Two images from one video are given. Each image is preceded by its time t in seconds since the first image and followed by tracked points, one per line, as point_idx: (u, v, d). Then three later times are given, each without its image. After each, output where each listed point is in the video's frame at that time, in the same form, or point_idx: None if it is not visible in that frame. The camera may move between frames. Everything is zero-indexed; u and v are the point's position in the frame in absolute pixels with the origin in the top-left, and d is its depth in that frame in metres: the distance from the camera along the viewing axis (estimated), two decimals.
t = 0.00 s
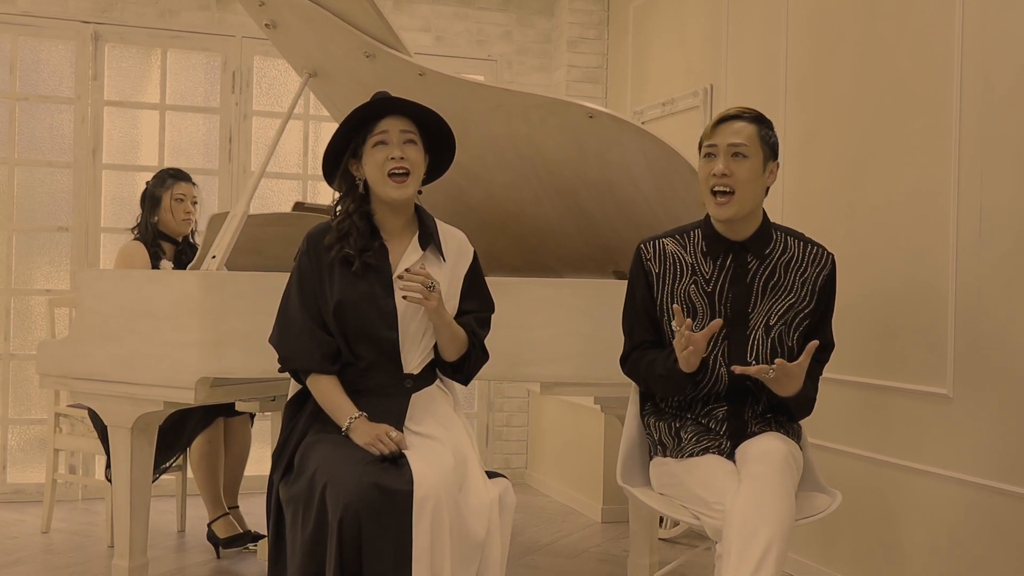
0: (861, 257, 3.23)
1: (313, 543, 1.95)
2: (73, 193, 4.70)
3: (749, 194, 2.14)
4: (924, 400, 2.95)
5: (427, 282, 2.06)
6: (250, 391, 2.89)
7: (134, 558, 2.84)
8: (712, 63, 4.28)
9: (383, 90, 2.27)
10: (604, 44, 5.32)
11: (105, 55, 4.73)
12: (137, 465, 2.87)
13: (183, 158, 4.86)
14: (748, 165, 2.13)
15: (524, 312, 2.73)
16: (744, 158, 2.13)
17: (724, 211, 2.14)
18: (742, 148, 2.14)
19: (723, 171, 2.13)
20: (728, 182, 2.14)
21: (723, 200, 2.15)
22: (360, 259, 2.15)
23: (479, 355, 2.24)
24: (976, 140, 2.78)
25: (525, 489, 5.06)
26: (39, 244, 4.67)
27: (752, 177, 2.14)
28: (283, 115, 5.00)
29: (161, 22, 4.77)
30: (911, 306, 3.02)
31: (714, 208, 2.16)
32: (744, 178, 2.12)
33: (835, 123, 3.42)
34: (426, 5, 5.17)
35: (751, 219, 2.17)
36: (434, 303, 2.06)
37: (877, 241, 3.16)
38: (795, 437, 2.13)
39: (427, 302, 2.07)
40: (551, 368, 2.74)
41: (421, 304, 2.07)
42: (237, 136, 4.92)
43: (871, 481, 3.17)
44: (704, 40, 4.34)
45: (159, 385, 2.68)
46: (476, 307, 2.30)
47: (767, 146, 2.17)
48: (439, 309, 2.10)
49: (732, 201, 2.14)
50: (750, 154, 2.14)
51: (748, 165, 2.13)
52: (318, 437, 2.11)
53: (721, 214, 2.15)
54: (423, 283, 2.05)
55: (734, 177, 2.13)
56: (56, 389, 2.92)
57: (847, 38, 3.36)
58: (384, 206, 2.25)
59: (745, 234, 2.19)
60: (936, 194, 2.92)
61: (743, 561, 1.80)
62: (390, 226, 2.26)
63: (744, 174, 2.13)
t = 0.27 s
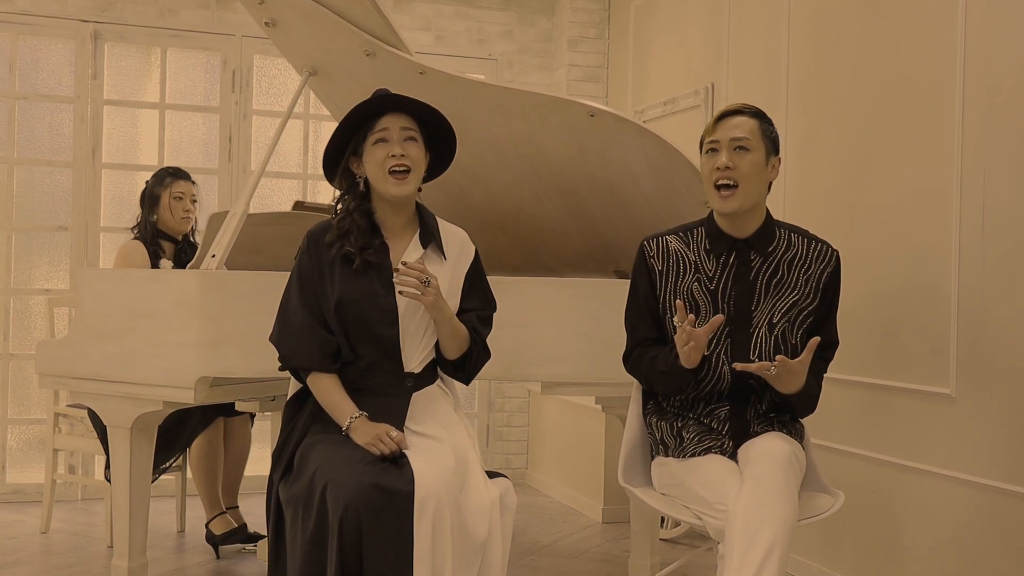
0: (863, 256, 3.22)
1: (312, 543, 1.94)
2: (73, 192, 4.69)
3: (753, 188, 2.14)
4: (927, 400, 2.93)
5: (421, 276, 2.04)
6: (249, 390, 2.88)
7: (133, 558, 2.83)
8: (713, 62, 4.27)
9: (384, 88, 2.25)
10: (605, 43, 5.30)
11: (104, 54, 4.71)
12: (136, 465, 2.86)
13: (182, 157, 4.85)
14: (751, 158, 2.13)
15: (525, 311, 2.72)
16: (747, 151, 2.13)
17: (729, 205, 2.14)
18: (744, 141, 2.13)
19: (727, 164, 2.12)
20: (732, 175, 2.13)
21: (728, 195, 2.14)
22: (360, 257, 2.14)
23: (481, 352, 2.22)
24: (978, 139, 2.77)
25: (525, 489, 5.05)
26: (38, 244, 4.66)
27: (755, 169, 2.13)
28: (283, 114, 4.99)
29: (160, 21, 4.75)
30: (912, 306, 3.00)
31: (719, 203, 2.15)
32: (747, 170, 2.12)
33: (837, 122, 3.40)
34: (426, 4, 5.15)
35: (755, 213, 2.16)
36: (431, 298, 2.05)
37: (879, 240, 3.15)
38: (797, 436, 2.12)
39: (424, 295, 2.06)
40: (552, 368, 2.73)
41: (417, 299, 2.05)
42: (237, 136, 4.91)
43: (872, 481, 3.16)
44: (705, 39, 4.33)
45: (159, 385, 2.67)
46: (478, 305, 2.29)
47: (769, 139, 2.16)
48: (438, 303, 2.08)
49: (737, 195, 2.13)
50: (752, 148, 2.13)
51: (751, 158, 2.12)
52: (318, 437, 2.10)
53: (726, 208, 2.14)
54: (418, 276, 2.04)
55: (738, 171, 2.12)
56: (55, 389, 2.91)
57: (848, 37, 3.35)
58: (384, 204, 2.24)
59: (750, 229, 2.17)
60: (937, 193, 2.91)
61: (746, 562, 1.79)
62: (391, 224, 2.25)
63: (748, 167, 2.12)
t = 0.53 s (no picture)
0: (864, 256, 3.21)
1: (313, 544, 1.93)
2: (72, 192, 4.68)
3: (756, 183, 2.13)
4: (929, 400, 2.92)
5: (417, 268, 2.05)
6: (249, 390, 2.87)
7: (132, 559, 2.82)
8: (714, 61, 4.26)
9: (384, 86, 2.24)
10: (605, 43, 5.29)
11: (104, 53, 4.71)
12: (136, 465, 2.85)
13: (182, 157, 4.84)
14: (752, 153, 2.12)
15: (526, 311, 2.71)
16: (749, 147, 2.12)
17: (733, 201, 2.13)
18: (745, 137, 2.13)
19: (728, 160, 2.12)
20: (734, 171, 2.12)
21: (731, 191, 2.13)
22: (360, 255, 2.13)
23: (483, 349, 2.21)
24: (980, 139, 2.76)
25: (526, 489, 5.04)
26: (38, 244, 4.65)
27: (757, 164, 2.12)
28: (283, 114, 4.98)
29: (160, 21, 4.74)
30: (914, 305, 2.99)
31: (722, 200, 2.14)
32: (749, 165, 2.11)
33: (838, 122, 3.39)
34: (427, 3, 5.14)
35: (758, 209, 2.16)
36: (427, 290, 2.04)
37: (881, 239, 3.14)
38: (799, 435, 2.11)
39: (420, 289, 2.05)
40: (553, 368, 2.72)
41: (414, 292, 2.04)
42: (236, 136, 4.90)
43: (874, 481, 3.15)
44: (706, 39, 4.32)
45: (158, 385, 2.66)
46: (479, 303, 2.28)
47: (770, 134, 2.16)
48: (439, 296, 2.07)
49: (740, 191, 2.12)
50: (753, 143, 2.13)
51: (752, 154, 2.12)
52: (318, 437, 2.09)
53: (730, 205, 2.13)
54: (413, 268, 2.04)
55: (740, 167, 2.12)
56: (54, 389, 2.90)
57: (850, 35, 3.34)
58: (384, 203, 2.23)
59: (753, 225, 2.17)
60: (939, 193, 2.90)
61: (748, 564, 1.78)
62: (391, 223, 2.24)
63: (749, 162, 2.12)
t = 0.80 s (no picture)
0: (866, 255, 3.20)
1: (312, 545, 1.92)
2: (71, 192, 4.67)
3: (758, 181, 2.12)
4: (930, 400, 2.92)
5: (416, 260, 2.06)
6: (249, 390, 2.86)
7: (131, 559, 2.81)
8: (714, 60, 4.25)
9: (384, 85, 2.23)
10: (606, 42, 5.28)
11: (103, 53, 4.70)
12: (135, 466, 2.84)
13: (182, 156, 4.83)
14: (752, 152, 2.11)
15: (526, 311, 2.70)
16: (748, 146, 2.11)
17: (737, 201, 2.12)
18: (744, 136, 2.12)
19: (729, 161, 2.11)
20: (736, 171, 2.11)
21: (734, 192, 2.12)
22: (360, 254, 2.13)
23: (485, 345, 2.21)
24: (982, 138, 2.75)
25: (526, 489, 5.04)
26: (37, 244, 4.64)
27: (758, 162, 2.11)
28: (282, 113, 4.97)
29: (159, 20, 4.74)
30: (915, 305, 2.99)
31: (726, 201, 2.13)
32: (751, 164, 2.10)
33: (839, 121, 3.38)
34: (427, 2, 5.14)
35: (761, 206, 2.15)
36: (428, 279, 2.06)
37: (882, 239, 3.13)
38: (801, 435, 2.10)
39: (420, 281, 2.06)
40: (553, 368, 2.71)
41: (413, 284, 2.05)
42: (236, 135, 4.90)
43: (875, 481, 3.14)
44: (707, 38, 4.31)
45: (158, 386, 2.65)
46: (481, 300, 2.28)
47: (768, 131, 2.15)
48: (439, 287, 2.08)
49: (743, 190, 2.11)
50: (752, 141, 2.12)
51: (752, 153, 2.11)
52: (318, 437, 2.08)
53: (734, 205, 2.12)
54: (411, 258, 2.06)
55: (741, 166, 2.11)
56: (53, 390, 2.89)
57: (851, 34, 3.33)
58: (385, 202, 2.22)
59: (757, 223, 2.16)
60: (941, 192, 2.89)
61: (749, 566, 1.77)
62: (391, 222, 2.23)
63: (750, 161, 2.11)
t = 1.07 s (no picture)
0: (868, 255, 3.19)
1: (312, 547, 1.91)
2: (71, 192, 4.67)
3: (761, 181, 2.11)
4: (932, 401, 2.91)
5: (417, 253, 2.08)
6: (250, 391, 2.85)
7: (130, 560, 2.80)
8: (715, 59, 4.24)
9: (384, 85, 2.23)
10: (607, 42, 5.27)
11: (103, 52, 4.69)
12: (134, 466, 2.83)
13: (182, 156, 4.83)
14: (754, 152, 2.10)
15: (527, 311, 2.70)
16: (750, 146, 2.10)
17: (741, 202, 2.10)
18: (745, 136, 2.11)
19: (732, 162, 2.09)
20: (739, 172, 2.10)
21: (738, 193, 2.11)
22: (361, 253, 2.12)
23: (487, 343, 2.20)
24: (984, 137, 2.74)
25: (527, 490, 5.03)
26: (37, 244, 4.63)
27: (760, 162, 2.10)
28: (282, 113, 4.96)
29: (159, 20, 4.73)
30: (917, 306, 2.98)
31: (730, 202, 2.12)
32: (754, 165, 2.09)
33: (840, 121, 3.37)
34: (427, 2, 5.13)
35: (763, 206, 2.14)
36: (430, 271, 2.07)
37: (883, 239, 3.12)
38: (804, 436, 2.09)
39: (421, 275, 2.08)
40: (554, 368, 2.70)
41: (414, 277, 2.07)
42: (236, 135, 4.89)
43: (877, 482, 3.13)
44: (708, 38, 4.30)
45: (157, 386, 2.64)
46: (483, 298, 2.27)
47: (768, 130, 2.14)
48: (440, 280, 2.09)
49: (747, 191, 2.10)
50: (754, 142, 2.11)
51: (755, 153, 2.10)
52: (318, 438, 2.07)
53: (738, 206, 2.11)
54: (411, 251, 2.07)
55: (745, 167, 2.10)
56: (53, 390, 2.89)
57: (853, 34, 3.32)
58: (385, 202, 2.21)
59: (759, 222, 2.15)
60: (943, 192, 2.88)
61: (752, 568, 1.76)
62: (392, 222, 2.22)
63: (753, 162, 2.10)
